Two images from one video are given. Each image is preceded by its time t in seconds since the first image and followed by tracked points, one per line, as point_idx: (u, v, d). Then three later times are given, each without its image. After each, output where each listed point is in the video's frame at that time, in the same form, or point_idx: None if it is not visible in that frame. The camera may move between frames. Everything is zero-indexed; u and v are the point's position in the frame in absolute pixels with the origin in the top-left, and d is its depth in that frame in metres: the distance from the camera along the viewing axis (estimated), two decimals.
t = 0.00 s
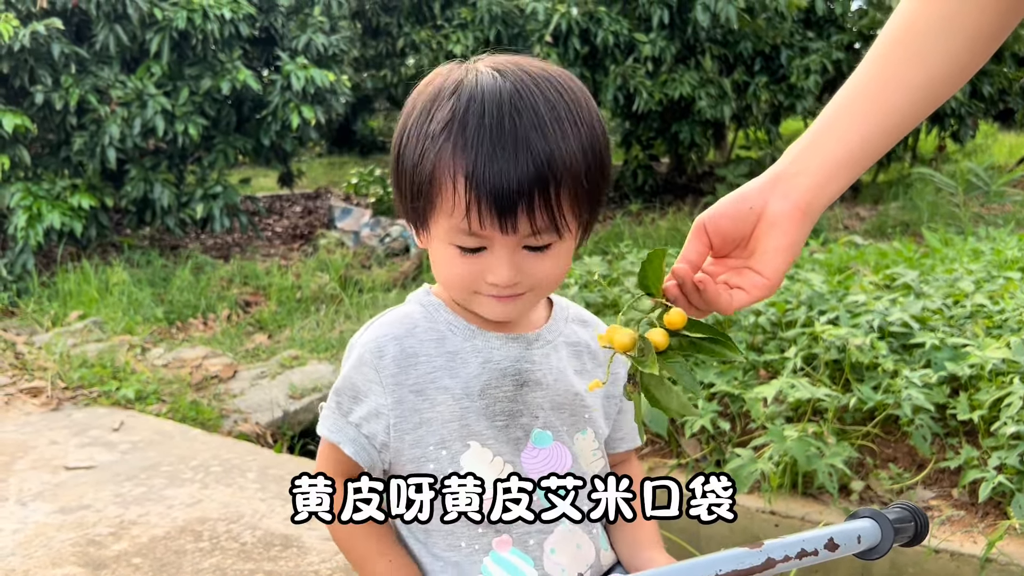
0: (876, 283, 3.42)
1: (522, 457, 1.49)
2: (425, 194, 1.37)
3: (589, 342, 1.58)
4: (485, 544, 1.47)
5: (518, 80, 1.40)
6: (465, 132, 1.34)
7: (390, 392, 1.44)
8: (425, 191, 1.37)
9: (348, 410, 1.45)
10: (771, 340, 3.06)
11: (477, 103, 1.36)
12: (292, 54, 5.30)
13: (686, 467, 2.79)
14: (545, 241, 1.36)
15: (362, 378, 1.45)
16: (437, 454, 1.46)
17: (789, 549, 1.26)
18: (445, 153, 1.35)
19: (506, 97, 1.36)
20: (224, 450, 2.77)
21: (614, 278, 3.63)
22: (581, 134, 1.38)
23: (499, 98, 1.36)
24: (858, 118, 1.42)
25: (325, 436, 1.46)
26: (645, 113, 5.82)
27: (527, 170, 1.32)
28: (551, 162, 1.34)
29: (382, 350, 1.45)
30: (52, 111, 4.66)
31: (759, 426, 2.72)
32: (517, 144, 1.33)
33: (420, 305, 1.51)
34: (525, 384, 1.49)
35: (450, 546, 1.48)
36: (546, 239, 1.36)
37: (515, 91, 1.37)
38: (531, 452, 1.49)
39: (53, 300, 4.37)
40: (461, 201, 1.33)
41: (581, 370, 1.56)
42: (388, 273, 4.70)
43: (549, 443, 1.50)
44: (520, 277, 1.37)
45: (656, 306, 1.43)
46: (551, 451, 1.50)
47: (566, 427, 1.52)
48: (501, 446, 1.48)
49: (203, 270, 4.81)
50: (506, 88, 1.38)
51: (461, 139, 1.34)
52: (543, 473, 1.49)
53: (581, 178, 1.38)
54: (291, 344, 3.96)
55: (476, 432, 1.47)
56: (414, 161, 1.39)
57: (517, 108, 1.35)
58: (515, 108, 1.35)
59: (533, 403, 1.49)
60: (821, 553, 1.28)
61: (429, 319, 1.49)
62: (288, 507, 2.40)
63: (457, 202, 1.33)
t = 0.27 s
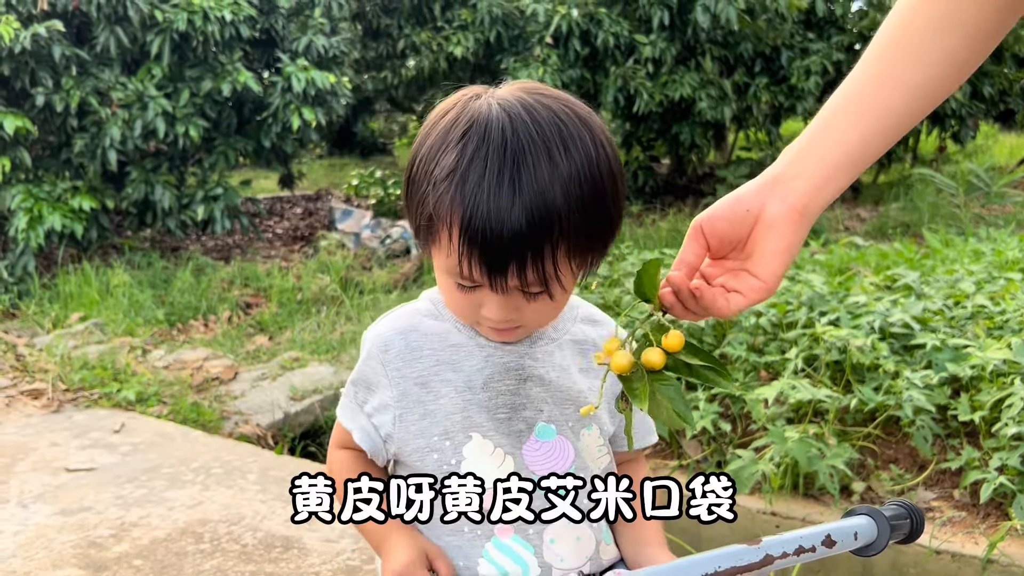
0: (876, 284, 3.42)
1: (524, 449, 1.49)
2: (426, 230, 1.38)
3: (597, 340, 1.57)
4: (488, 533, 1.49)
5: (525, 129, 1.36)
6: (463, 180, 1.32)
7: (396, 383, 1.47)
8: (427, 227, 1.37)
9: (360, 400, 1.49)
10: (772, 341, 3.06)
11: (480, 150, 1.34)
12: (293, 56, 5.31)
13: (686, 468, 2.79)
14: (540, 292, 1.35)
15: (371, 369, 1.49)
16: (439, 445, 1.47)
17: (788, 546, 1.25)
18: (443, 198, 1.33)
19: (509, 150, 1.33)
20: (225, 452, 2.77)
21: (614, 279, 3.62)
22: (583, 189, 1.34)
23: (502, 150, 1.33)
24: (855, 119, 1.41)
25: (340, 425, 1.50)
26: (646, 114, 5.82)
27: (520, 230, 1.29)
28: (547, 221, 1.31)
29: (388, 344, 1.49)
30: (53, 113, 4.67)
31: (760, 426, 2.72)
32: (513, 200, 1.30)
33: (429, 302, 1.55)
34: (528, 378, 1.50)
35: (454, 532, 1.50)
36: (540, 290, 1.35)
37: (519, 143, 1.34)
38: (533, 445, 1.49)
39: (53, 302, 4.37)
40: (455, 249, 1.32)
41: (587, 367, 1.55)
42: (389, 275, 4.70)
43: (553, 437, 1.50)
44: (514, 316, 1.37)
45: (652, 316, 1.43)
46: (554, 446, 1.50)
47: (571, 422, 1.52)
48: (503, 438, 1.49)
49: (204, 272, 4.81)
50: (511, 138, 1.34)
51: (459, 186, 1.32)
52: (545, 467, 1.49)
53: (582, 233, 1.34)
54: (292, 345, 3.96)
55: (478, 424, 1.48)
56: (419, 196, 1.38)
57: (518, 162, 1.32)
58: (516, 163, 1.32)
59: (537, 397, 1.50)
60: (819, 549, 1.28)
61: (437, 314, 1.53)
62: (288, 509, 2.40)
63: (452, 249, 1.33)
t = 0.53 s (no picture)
0: (877, 285, 3.42)
1: (530, 451, 1.49)
2: (436, 232, 1.38)
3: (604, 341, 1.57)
4: (494, 533, 1.48)
5: (541, 135, 1.36)
6: (476, 184, 1.32)
7: (403, 383, 1.48)
8: (437, 229, 1.38)
9: (369, 400, 1.50)
10: (773, 342, 3.06)
11: (494, 155, 1.34)
12: (293, 57, 5.31)
13: (688, 468, 2.79)
14: (547, 299, 1.35)
15: (379, 370, 1.49)
16: (446, 446, 1.47)
17: (790, 546, 1.25)
18: (455, 201, 1.33)
19: (523, 156, 1.33)
20: (226, 453, 2.77)
21: (615, 280, 3.62)
22: (595, 198, 1.34)
23: (516, 155, 1.33)
24: (849, 120, 1.41)
25: (349, 423, 1.50)
26: (646, 115, 5.81)
27: (531, 237, 1.29)
28: (557, 229, 1.31)
29: (396, 344, 1.50)
30: (54, 115, 4.67)
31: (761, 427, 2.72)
32: (525, 207, 1.30)
33: (436, 303, 1.56)
34: (534, 380, 1.50)
35: (458, 532, 1.50)
36: (548, 297, 1.35)
37: (534, 149, 1.34)
38: (539, 447, 1.50)
39: (54, 303, 4.37)
40: (465, 252, 1.32)
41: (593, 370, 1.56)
42: (390, 276, 4.70)
43: (558, 440, 1.50)
44: (519, 322, 1.37)
45: (642, 321, 1.41)
46: (560, 448, 1.50)
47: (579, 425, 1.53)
48: (509, 440, 1.49)
49: (205, 273, 4.81)
50: (525, 145, 1.35)
51: (471, 190, 1.32)
52: (548, 467, 1.50)
53: (592, 243, 1.34)
54: (292, 347, 3.96)
55: (484, 426, 1.48)
56: (431, 198, 1.39)
57: (532, 168, 1.32)
58: (530, 170, 1.32)
59: (544, 400, 1.51)
60: (820, 550, 1.28)
61: (444, 317, 1.54)
62: (289, 510, 2.40)
63: (462, 253, 1.33)
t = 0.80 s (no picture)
0: (878, 285, 3.42)
1: (533, 450, 1.50)
2: (439, 235, 1.37)
3: (602, 342, 1.58)
4: (497, 533, 1.49)
5: (548, 140, 1.36)
6: (482, 187, 1.32)
7: (405, 381, 1.47)
8: (440, 231, 1.37)
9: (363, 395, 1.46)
10: (774, 342, 3.06)
11: (501, 160, 1.34)
12: (294, 58, 5.31)
13: (688, 469, 2.79)
14: (549, 303, 1.35)
15: (378, 366, 1.47)
16: (448, 444, 1.47)
17: (791, 547, 1.25)
18: (459, 205, 1.33)
19: (530, 160, 1.33)
20: (226, 454, 2.77)
21: (616, 280, 3.62)
22: (600, 204, 1.34)
23: (522, 160, 1.33)
24: (855, 126, 1.38)
25: (338, 416, 1.46)
26: (647, 115, 5.81)
27: (536, 243, 1.29)
28: (562, 235, 1.31)
29: (397, 341, 1.49)
30: (55, 116, 4.67)
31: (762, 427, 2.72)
32: (531, 212, 1.30)
33: (434, 301, 1.55)
34: (535, 380, 1.51)
35: (460, 533, 1.49)
36: (550, 302, 1.35)
37: (541, 154, 1.34)
38: (542, 447, 1.50)
39: (56, 304, 4.38)
40: (469, 256, 1.32)
41: (591, 370, 1.56)
42: (390, 277, 4.70)
43: (560, 439, 1.51)
44: (518, 326, 1.38)
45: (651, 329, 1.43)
46: (562, 448, 1.51)
47: (579, 425, 1.53)
48: (511, 439, 1.49)
49: (206, 274, 4.82)
50: (532, 149, 1.35)
51: (476, 193, 1.32)
52: (551, 467, 1.50)
53: (596, 249, 1.35)
54: (293, 347, 3.96)
55: (487, 425, 1.48)
56: (436, 200, 1.38)
57: (538, 174, 1.32)
58: (536, 175, 1.32)
59: (545, 400, 1.51)
60: (821, 550, 1.28)
61: (443, 315, 1.53)
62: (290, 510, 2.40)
63: (465, 257, 1.32)
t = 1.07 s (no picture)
0: (879, 284, 3.42)
1: (528, 450, 1.50)
2: (426, 237, 1.37)
3: (595, 338, 1.57)
4: (494, 534, 1.49)
5: (533, 140, 1.36)
6: (468, 188, 1.32)
7: (396, 388, 1.46)
8: (427, 233, 1.37)
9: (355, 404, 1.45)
10: (775, 341, 3.06)
11: (486, 161, 1.34)
12: (295, 58, 5.31)
13: (689, 468, 2.79)
14: (538, 304, 1.35)
15: (368, 374, 1.46)
16: (442, 449, 1.47)
17: (790, 546, 1.25)
18: (445, 206, 1.33)
19: (515, 161, 1.33)
20: (227, 454, 2.77)
21: (617, 279, 3.62)
22: (587, 203, 1.34)
23: (508, 161, 1.33)
24: (857, 124, 1.38)
25: (334, 428, 1.46)
26: (648, 115, 5.81)
27: (522, 243, 1.29)
28: (550, 235, 1.31)
29: (386, 348, 1.48)
30: (56, 116, 4.67)
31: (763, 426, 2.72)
32: (517, 213, 1.29)
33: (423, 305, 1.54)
34: (527, 380, 1.50)
35: (457, 535, 1.50)
36: (539, 302, 1.35)
37: (526, 155, 1.34)
38: (536, 447, 1.50)
39: (57, 304, 4.38)
40: (455, 257, 1.32)
41: (584, 368, 1.56)
42: (391, 277, 4.70)
43: (555, 438, 1.51)
44: (506, 326, 1.38)
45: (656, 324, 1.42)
46: (557, 446, 1.51)
47: (574, 422, 1.52)
48: (504, 440, 1.49)
49: (207, 274, 4.82)
50: (517, 149, 1.34)
51: (462, 194, 1.32)
52: (548, 467, 1.50)
53: (584, 248, 1.34)
54: (294, 347, 3.96)
55: (480, 427, 1.48)
56: (422, 202, 1.38)
57: (524, 174, 1.32)
58: (522, 175, 1.32)
59: (538, 399, 1.51)
60: (820, 549, 1.28)
61: (432, 319, 1.52)
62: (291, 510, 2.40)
63: (452, 258, 1.32)
